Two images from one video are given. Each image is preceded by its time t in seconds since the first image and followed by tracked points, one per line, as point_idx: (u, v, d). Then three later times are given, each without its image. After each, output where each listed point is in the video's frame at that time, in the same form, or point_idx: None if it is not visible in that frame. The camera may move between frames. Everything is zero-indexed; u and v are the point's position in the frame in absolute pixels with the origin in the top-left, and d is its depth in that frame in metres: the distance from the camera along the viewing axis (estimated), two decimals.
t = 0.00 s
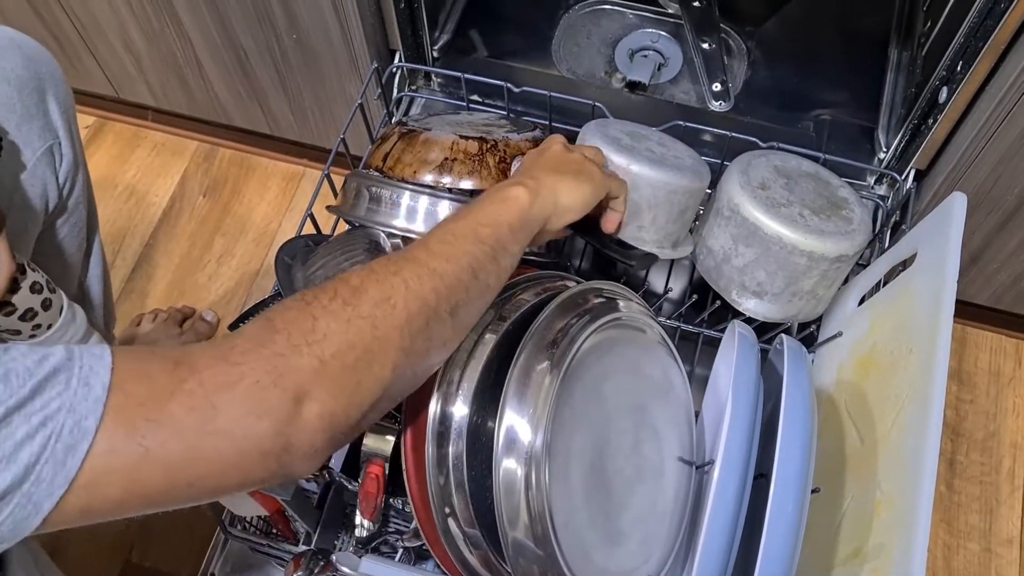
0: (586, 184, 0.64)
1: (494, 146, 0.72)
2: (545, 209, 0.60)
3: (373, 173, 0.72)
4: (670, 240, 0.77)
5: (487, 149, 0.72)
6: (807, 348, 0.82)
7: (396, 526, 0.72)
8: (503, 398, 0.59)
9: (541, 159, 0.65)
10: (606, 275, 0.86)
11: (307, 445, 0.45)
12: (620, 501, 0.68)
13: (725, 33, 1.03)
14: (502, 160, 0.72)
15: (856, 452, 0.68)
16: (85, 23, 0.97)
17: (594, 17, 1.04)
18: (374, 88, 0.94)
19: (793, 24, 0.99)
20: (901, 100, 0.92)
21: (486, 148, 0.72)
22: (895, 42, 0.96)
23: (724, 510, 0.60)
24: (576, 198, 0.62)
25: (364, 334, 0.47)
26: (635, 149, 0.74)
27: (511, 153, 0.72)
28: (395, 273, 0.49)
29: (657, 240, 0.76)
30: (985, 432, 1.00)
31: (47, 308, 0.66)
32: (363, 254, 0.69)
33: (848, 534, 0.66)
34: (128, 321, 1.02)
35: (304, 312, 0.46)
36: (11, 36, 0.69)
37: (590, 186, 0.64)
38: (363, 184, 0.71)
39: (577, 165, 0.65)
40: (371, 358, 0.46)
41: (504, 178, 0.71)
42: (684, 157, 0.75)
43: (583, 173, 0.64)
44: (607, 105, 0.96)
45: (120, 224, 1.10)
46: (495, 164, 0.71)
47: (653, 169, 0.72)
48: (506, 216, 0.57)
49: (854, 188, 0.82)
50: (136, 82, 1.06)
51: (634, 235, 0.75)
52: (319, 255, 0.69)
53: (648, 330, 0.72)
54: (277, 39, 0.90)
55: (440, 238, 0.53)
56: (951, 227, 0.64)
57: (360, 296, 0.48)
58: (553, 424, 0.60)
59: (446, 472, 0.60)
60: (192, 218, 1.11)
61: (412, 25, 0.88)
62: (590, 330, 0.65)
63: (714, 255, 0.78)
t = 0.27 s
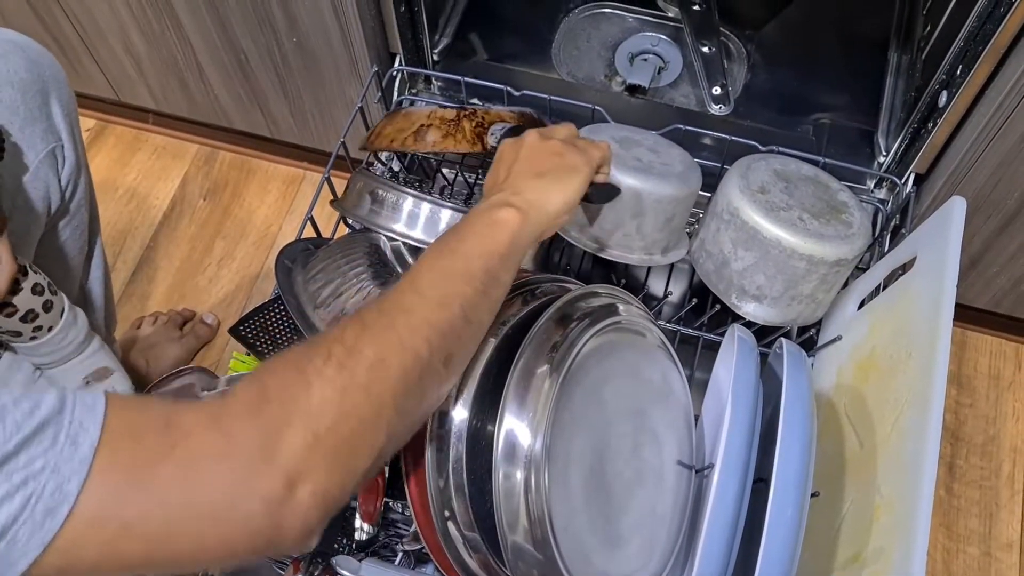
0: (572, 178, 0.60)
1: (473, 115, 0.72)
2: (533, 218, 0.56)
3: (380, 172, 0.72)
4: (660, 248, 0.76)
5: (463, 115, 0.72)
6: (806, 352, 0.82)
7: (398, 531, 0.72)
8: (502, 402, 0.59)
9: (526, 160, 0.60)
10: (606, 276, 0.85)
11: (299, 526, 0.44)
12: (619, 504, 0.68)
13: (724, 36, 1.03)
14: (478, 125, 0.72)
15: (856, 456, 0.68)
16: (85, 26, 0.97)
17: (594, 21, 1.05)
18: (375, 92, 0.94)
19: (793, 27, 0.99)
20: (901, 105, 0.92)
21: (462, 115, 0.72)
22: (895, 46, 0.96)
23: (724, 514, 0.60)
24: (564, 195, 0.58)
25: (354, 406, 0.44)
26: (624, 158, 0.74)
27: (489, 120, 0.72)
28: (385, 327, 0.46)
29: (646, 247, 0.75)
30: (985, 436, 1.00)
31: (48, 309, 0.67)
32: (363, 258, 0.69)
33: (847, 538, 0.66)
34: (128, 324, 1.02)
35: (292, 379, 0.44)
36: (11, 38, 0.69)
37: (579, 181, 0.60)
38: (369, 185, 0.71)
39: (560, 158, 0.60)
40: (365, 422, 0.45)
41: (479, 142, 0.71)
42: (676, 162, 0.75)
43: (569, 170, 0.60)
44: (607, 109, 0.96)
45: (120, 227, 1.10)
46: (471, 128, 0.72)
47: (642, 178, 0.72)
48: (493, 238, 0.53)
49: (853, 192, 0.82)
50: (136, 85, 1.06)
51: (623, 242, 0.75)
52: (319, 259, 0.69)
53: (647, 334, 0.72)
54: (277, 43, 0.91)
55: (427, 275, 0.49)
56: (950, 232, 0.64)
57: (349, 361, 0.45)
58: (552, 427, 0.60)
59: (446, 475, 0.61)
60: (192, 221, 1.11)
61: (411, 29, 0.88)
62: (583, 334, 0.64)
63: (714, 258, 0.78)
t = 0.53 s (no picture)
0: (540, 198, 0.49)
1: (446, 29, 0.73)
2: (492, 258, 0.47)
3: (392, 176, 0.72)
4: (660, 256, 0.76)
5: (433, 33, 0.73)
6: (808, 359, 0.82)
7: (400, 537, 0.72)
8: (505, 409, 0.60)
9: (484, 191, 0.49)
10: (607, 283, 0.85)
11: None
12: (620, 512, 0.69)
13: (725, 43, 1.03)
14: (450, 52, 0.73)
15: (856, 463, 0.69)
16: (89, 32, 0.98)
17: (595, 28, 1.05)
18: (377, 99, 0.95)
19: (794, 34, 0.99)
20: (902, 113, 0.93)
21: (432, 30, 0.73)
22: (895, 54, 0.97)
23: (725, 522, 0.60)
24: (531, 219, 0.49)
25: (331, 525, 0.44)
26: (623, 168, 0.74)
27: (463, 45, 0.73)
28: (352, 427, 0.45)
29: (646, 255, 0.76)
30: (986, 442, 1.00)
31: (51, 327, 0.65)
32: (365, 265, 0.69)
33: (848, 546, 0.66)
34: (129, 330, 1.03)
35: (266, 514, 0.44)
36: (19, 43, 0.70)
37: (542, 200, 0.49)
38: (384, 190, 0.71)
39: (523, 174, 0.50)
40: (391, 496, 0.45)
41: (441, 73, 0.73)
42: (675, 172, 0.75)
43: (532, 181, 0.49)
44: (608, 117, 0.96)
45: (122, 233, 1.11)
46: (438, 53, 0.73)
47: (642, 190, 0.72)
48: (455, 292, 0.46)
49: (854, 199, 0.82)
50: (139, 92, 1.06)
51: (623, 252, 0.75)
52: (321, 266, 0.69)
53: (648, 341, 0.72)
54: (280, 50, 0.91)
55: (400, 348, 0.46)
56: (950, 240, 0.64)
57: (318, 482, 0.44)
58: (553, 435, 0.60)
59: (448, 482, 0.61)
60: (194, 227, 1.11)
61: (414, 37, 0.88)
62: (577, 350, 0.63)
63: (714, 266, 0.78)
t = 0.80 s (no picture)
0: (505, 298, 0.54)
1: None
2: (453, 347, 0.49)
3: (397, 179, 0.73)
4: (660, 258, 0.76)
5: None
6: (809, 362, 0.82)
7: (402, 539, 0.72)
8: (507, 412, 0.60)
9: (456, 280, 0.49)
10: (609, 287, 0.85)
11: None
12: (621, 515, 0.69)
13: (726, 47, 1.01)
14: None
15: (859, 466, 0.69)
16: (92, 35, 0.98)
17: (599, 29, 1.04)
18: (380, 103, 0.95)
19: (796, 37, 0.99)
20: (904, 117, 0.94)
21: None
22: (898, 59, 0.97)
23: (727, 526, 0.60)
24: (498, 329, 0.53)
25: (315, 549, 0.47)
26: (625, 172, 0.74)
27: None
28: (340, 458, 0.48)
29: (649, 259, 0.76)
30: (987, 445, 1.00)
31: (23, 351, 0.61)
32: (369, 268, 0.69)
33: (850, 549, 0.66)
34: (133, 332, 1.03)
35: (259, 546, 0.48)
36: (44, 51, 0.72)
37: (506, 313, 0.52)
38: (388, 192, 0.72)
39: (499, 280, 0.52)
40: (371, 515, 0.49)
41: None
42: (677, 175, 0.75)
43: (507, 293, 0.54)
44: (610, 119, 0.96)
45: (125, 235, 1.11)
46: None
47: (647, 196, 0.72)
48: (415, 366, 0.48)
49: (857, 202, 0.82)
50: (143, 95, 1.07)
51: (625, 255, 0.76)
52: (325, 269, 0.69)
53: (651, 344, 0.72)
54: (284, 54, 0.91)
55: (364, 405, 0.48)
56: (952, 244, 0.64)
57: (311, 504, 0.48)
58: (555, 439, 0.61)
59: (451, 485, 0.61)
60: (196, 229, 1.11)
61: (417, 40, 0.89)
62: (578, 360, 0.63)
63: (717, 269, 0.78)
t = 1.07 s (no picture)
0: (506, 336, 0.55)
1: None
2: (453, 391, 0.51)
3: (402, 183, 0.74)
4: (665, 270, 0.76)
5: None
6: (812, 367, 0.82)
7: (406, 543, 0.72)
8: (513, 416, 0.60)
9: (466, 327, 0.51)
10: (614, 292, 0.85)
11: None
12: (626, 521, 0.69)
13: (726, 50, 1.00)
14: None
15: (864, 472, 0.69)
16: (96, 38, 0.98)
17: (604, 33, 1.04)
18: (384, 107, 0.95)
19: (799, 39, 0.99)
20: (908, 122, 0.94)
21: None
22: (901, 63, 0.96)
23: (732, 532, 0.61)
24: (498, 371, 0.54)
25: (316, 546, 0.53)
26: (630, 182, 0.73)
27: None
28: (337, 469, 0.52)
29: (653, 264, 0.76)
30: (990, 451, 1.00)
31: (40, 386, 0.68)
32: (373, 272, 0.69)
33: (854, 555, 0.66)
34: (136, 335, 1.03)
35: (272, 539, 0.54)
36: (42, 50, 0.71)
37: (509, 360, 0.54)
38: (392, 197, 0.73)
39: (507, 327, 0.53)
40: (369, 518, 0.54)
41: None
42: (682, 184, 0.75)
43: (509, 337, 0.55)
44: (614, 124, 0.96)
45: (129, 238, 1.11)
46: None
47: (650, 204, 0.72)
48: (415, 398, 0.50)
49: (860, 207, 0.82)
50: (147, 98, 1.07)
51: (628, 262, 0.76)
52: (330, 272, 0.69)
53: (655, 349, 0.72)
54: (288, 56, 0.91)
55: (366, 419, 0.51)
56: (956, 251, 0.64)
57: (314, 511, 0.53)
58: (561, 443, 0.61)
59: (456, 490, 0.61)
60: (200, 232, 1.11)
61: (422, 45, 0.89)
62: (581, 368, 0.63)
63: (721, 274, 0.78)
